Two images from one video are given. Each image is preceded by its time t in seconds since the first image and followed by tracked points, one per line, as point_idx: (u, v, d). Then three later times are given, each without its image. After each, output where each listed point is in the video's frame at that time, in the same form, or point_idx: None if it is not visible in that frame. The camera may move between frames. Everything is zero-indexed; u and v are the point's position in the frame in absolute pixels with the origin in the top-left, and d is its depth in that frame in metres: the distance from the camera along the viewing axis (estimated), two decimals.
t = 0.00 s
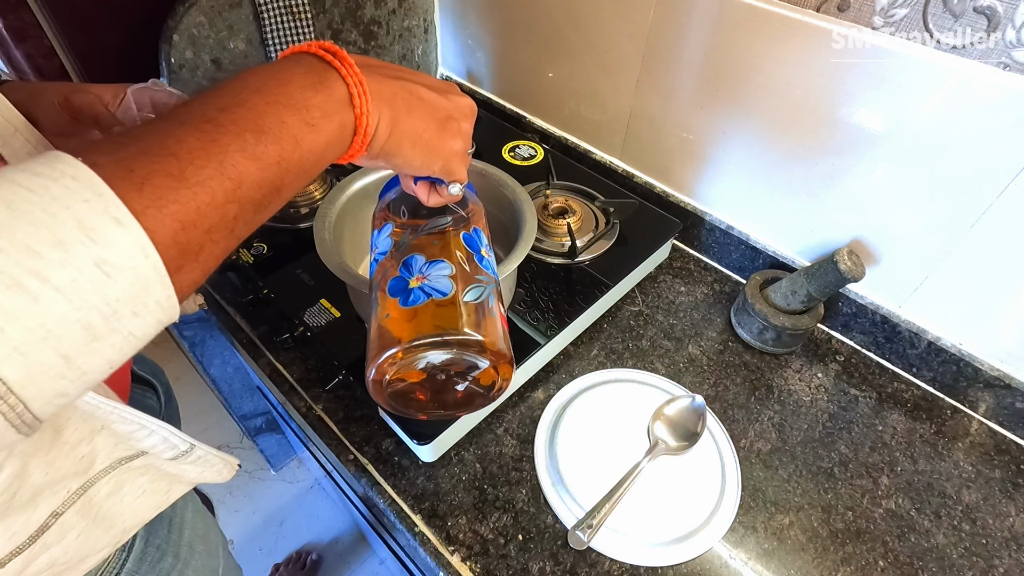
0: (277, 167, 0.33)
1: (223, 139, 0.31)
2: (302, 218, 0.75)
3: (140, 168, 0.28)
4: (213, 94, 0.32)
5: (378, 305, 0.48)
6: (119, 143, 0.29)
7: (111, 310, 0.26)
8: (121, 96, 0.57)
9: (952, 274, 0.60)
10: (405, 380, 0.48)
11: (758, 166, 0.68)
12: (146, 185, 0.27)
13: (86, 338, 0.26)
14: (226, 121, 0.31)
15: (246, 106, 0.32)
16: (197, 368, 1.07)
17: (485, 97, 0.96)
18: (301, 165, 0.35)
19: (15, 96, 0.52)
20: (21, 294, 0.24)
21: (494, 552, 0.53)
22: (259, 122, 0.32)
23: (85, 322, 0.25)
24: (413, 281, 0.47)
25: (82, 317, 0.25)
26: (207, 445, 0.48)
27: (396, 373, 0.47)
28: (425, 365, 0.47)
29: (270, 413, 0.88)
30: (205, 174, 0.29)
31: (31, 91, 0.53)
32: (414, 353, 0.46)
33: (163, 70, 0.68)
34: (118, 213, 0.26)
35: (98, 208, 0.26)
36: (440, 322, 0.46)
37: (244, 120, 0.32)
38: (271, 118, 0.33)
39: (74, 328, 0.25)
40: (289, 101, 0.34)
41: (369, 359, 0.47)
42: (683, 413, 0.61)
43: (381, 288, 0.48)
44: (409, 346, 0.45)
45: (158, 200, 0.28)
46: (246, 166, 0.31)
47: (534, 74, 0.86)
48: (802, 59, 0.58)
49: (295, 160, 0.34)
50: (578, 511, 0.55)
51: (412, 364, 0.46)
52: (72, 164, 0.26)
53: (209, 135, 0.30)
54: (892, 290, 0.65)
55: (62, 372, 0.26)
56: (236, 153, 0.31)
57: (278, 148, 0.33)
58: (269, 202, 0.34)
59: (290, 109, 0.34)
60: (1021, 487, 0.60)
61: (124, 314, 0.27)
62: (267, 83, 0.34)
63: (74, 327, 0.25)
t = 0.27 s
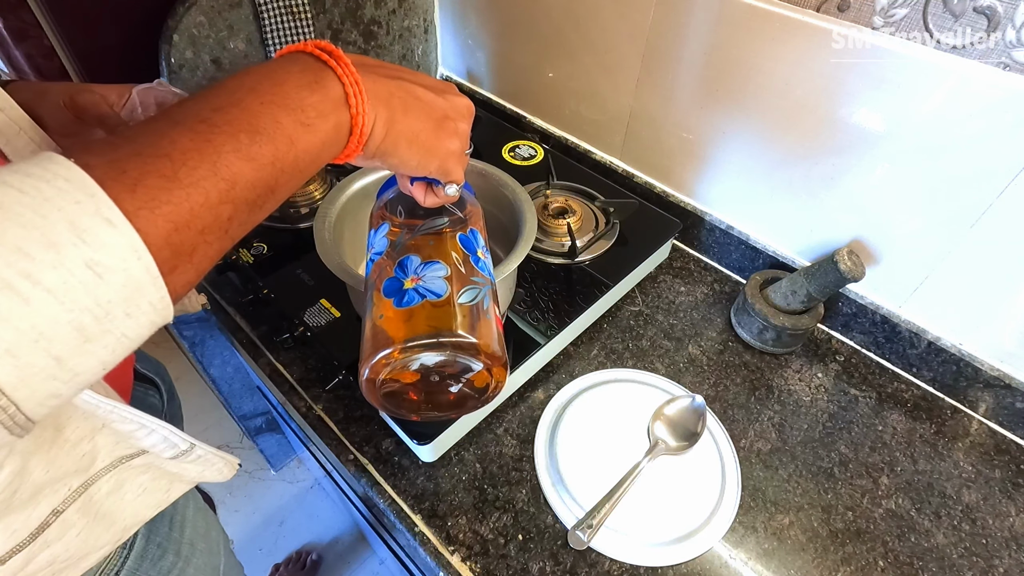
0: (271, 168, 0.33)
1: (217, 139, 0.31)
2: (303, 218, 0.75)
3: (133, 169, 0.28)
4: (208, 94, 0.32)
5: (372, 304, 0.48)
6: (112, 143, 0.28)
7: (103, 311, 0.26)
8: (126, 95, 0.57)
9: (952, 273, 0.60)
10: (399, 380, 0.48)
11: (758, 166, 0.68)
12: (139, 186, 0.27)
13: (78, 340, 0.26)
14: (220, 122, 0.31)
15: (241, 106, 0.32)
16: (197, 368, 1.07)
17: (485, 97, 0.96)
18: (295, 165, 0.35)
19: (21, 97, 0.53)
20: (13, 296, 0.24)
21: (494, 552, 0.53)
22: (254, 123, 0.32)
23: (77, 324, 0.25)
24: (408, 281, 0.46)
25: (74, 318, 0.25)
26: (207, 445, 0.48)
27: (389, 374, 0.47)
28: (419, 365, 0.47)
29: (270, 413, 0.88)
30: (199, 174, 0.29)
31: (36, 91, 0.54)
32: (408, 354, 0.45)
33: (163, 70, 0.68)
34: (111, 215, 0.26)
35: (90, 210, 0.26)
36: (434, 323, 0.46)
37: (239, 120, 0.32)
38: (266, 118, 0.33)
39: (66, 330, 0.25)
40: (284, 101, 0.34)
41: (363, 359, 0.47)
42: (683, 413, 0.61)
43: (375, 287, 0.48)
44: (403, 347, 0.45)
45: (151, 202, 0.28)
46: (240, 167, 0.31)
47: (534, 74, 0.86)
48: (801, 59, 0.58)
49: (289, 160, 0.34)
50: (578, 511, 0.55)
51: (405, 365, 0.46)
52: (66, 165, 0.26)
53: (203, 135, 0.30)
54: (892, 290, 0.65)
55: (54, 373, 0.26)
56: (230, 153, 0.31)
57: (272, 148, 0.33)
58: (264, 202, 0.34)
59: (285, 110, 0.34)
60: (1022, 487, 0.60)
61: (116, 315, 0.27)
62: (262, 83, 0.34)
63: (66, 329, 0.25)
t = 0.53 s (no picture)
0: (271, 169, 0.33)
1: (217, 141, 0.31)
2: (303, 218, 0.75)
3: (134, 171, 0.28)
4: (208, 96, 0.32)
5: (373, 306, 0.48)
6: (113, 145, 0.28)
7: (103, 312, 0.26)
8: (128, 94, 0.56)
9: (952, 274, 0.60)
10: (398, 382, 0.48)
11: (759, 166, 0.68)
12: (139, 188, 0.27)
13: (78, 340, 0.26)
14: (221, 123, 0.31)
15: (241, 108, 0.32)
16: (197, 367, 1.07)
17: (485, 97, 0.96)
18: (296, 167, 0.35)
19: (24, 97, 0.53)
20: (13, 296, 0.24)
21: (494, 552, 0.53)
22: (254, 124, 0.32)
23: (77, 325, 0.25)
24: (408, 283, 0.47)
25: (74, 320, 0.25)
26: (206, 444, 0.48)
27: (388, 376, 0.47)
28: (419, 367, 0.47)
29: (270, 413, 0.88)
30: (199, 176, 0.29)
31: (39, 92, 0.54)
32: (408, 355, 0.46)
33: (163, 70, 0.68)
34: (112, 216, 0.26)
35: (91, 212, 0.26)
36: (435, 325, 0.46)
37: (239, 122, 0.32)
38: (266, 120, 0.33)
39: (66, 331, 0.25)
40: (284, 103, 0.34)
41: (363, 361, 0.47)
42: (683, 413, 0.61)
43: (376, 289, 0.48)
44: (403, 348, 0.45)
45: (152, 203, 0.28)
46: (240, 169, 0.31)
47: (534, 74, 0.86)
48: (802, 59, 0.58)
49: (290, 162, 0.34)
50: (578, 511, 0.55)
51: (405, 366, 0.46)
52: (66, 167, 0.26)
53: (203, 137, 0.30)
54: (892, 291, 0.65)
55: (54, 373, 0.26)
56: (230, 155, 0.31)
57: (272, 150, 0.33)
58: (264, 203, 0.34)
59: (285, 111, 0.34)
60: (1022, 487, 0.60)
61: (116, 316, 0.27)
62: (262, 85, 0.34)
63: (66, 330, 0.25)
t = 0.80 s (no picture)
0: (273, 172, 0.33)
1: (219, 144, 0.31)
2: (302, 218, 0.75)
3: (137, 173, 0.28)
4: (210, 98, 0.32)
5: (373, 309, 0.48)
6: (115, 147, 0.28)
7: (105, 314, 0.26)
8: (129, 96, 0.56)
9: (951, 274, 0.60)
10: (399, 385, 0.48)
11: (759, 167, 0.68)
12: (142, 190, 0.27)
13: (80, 342, 0.26)
14: (223, 126, 0.31)
15: (243, 111, 0.32)
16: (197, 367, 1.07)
17: (485, 97, 0.96)
18: (298, 170, 0.35)
19: (28, 101, 0.54)
20: (15, 298, 0.24)
21: (494, 552, 0.53)
22: (256, 127, 0.32)
23: (79, 327, 0.25)
24: (409, 286, 0.47)
25: (76, 322, 0.25)
26: (206, 445, 0.47)
27: (389, 379, 0.47)
28: (419, 370, 0.47)
29: (270, 413, 0.88)
30: (201, 178, 0.29)
31: (44, 95, 0.54)
32: (409, 358, 0.46)
33: (163, 70, 0.68)
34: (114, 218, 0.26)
35: (93, 213, 0.26)
36: (435, 328, 0.46)
37: (241, 124, 0.32)
38: (268, 123, 0.33)
39: (68, 332, 0.25)
40: (285, 105, 0.34)
41: (363, 364, 0.47)
42: (683, 414, 0.61)
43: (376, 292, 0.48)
44: (403, 351, 0.45)
45: (154, 206, 0.28)
46: (242, 171, 0.31)
47: (534, 74, 0.86)
48: (802, 60, 0.58)
49: (292, 164, 0.34)
50: (578, 511, 0.55)
51: (406, 369, 0.46)
52: (69, 169, 0.26)
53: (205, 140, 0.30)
54: (892, 291, 0.65)
55: (56, 375, 0.26)
56: (232, 158, 0.31)
57: (274, 153, 0.33)
58: (266, 206, 0.34)
59: (287, 114, 0.34)
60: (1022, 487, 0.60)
61: (118, 318, 0.27)
62: (264, 88, 0.34)
63: (68, 331, 0.25)
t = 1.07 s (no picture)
0: (275, 170, 0.33)
1: (221, 142, 0.31)
2: (302, 218, 0.75)
3: (138, 170, 0.28)
4: (211, 96, 0.32)
5: (375, 309, 0.48)
6: (117, 145, 0.28)
7: (107, 311, 0.26)
8: (131, 100, 0.57)
9: (951, 274, 0.60)
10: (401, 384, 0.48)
11: (760, 167, 0.68)
12: (143, 187, 0.27)
13: (82, 340, 0.26)
14: (224, 124, 0.31)
15: (244, 109, 0.32)
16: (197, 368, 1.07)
17: (485, 97, 0.96)
18: (299, 168, 0.35)
19: (28, 103, 0.53)
20: (17, 294, 0.24)
21: (494, 552, 0.53)
22: (258, 125, 0.32)
23: (81, 324, 0.25)
24: (410, 285, 0.46)
25: (78, 318, 0.25)
26: (206, 447, 0.47)
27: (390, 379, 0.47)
28: (421, 369, 0.47)
29: (269, 413, 0.88)
30: (203, 176, 0.29)
31: (44, 98, 0.54)
32: (410, 357, 0.46)
33: (163, 70, 0.68)
34: (117, 215, 0.26)
35: (95, 210, 0.25)
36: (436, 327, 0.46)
37: (242, 122, 0.32)
38: (270, 121, 0.33)
39: (70, 329, 0.25)
40: (286, 104, 0.34)
41: (365, 363, 0.47)
42: (683, 413, 0.61)
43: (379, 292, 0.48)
44: (405, 350, 0.45)
45: (156, 203, 0.28)
46: (244, 169, 0.31)
47: (534, 74, 0.86)
48: (802, 59, 0.58)
49: (293, 162, 0.34)
50: (578, 511, 0.55)
51: (408, 368, 0.47)
52: (70, 165, 0.26)
53: (206, 138, 0.30)
54: (892, 290, 0.65)
55: (57, 373, 0.26)
56: (234, 155, 0.31)
57: (276, 151, 0.33)
58: (267, 204, 0.34)
59: (288, 112, 0.34)
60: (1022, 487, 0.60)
61: (120, 316, 0.27)
62: (266, 86, 0.34)
63: (70, 328, 0.25)
